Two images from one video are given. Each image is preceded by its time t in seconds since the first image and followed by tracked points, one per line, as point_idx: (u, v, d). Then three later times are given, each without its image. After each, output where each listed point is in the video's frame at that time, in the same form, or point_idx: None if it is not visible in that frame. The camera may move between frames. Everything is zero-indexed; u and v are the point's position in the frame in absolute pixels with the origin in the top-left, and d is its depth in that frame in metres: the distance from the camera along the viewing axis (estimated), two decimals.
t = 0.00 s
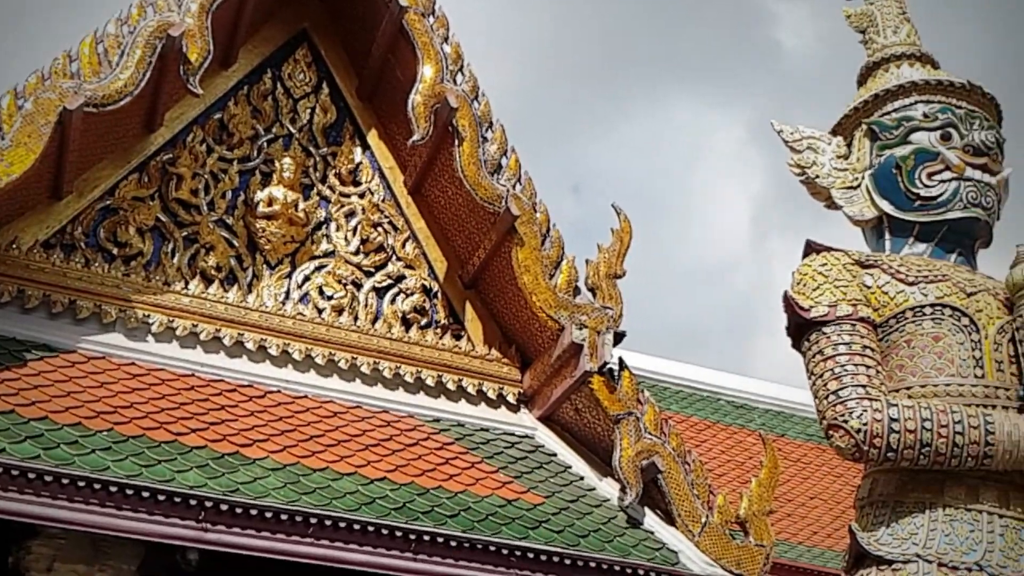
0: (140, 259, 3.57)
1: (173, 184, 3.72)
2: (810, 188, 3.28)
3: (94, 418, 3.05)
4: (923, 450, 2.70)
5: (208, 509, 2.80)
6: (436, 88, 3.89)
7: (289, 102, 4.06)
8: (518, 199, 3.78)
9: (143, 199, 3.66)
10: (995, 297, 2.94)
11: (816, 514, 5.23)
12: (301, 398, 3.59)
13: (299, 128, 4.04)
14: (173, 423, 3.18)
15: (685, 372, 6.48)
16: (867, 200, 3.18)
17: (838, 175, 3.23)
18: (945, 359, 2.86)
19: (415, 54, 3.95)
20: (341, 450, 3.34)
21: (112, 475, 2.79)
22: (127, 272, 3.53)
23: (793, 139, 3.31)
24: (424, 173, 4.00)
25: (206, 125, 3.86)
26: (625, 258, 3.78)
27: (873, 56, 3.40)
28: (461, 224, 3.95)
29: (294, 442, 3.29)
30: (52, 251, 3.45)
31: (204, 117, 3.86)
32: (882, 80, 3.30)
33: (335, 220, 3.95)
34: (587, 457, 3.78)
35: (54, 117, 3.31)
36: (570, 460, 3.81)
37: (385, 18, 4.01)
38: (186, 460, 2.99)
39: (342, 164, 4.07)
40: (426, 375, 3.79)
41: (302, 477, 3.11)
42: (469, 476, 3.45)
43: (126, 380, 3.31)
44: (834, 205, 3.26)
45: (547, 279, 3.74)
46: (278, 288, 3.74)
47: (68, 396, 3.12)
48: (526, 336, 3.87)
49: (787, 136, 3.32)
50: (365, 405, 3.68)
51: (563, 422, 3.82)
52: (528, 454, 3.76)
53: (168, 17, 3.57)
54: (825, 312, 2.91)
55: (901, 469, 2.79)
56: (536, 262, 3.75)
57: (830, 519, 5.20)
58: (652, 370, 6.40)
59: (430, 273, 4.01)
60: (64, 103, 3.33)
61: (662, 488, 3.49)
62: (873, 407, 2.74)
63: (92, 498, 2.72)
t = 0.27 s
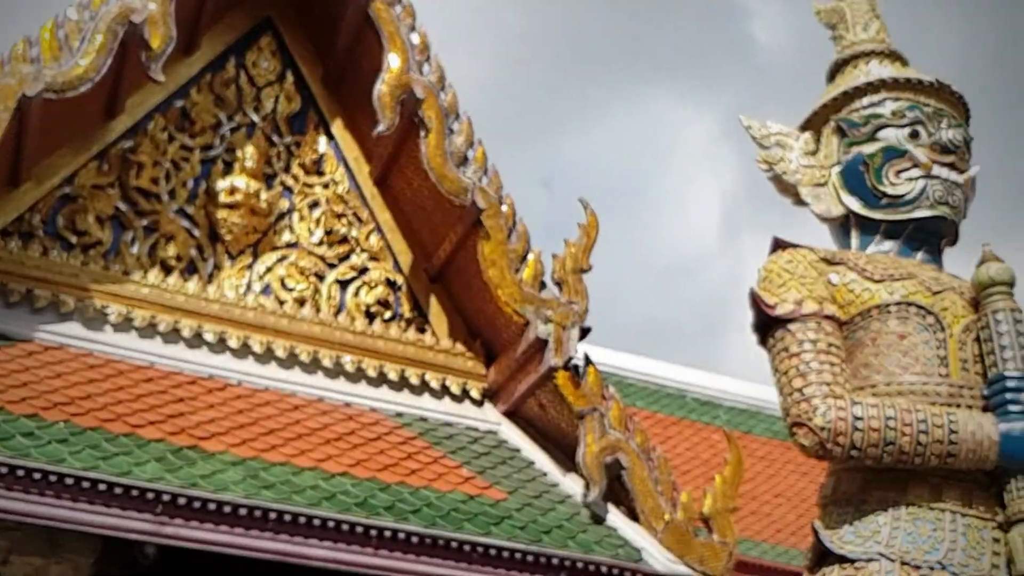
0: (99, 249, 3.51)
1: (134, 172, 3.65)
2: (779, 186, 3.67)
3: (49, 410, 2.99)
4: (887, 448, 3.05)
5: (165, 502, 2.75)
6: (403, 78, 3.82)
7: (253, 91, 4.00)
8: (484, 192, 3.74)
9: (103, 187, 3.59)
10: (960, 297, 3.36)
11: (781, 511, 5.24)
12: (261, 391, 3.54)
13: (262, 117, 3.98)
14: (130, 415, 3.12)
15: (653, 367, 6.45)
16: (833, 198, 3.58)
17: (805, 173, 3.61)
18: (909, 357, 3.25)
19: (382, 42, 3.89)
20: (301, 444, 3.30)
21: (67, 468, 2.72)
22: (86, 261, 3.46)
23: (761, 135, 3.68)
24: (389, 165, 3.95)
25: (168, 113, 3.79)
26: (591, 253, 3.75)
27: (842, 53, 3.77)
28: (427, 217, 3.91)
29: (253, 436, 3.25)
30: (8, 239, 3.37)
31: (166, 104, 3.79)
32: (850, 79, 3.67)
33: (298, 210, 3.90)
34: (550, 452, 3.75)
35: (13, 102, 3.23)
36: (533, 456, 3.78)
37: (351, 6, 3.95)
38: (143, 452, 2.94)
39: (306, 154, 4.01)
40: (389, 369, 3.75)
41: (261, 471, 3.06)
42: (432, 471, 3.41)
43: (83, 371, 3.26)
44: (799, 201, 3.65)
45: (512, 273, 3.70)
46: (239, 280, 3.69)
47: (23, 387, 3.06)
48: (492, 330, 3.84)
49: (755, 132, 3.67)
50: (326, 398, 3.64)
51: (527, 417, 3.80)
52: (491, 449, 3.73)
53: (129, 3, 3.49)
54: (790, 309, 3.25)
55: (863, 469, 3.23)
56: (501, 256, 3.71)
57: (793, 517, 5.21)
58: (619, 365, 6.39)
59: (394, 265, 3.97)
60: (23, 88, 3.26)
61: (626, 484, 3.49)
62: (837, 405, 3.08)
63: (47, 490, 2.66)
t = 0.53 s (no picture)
0: (75, 239, 3.53)
1: (110, 164, 3.68)
2: (748, 181, 3.78)
3: (25, 398, 3.02)
4: (850, 439, 3.12)
5: (140, 490, 2.78)
6: (377, 73, 3.88)
7: (229, 83, 4.03)
8: (458, 185, 3.80)
9: (79, 178, 3.61)
10: (923, 291, 3.45)
11: (748, 501, 5.32)
12: (236, 380, 3.58)
13: (237, 110, 4.01)
14: (106, 404, 3.15)
15: (624, 360, 6.52)
16: (800, 193, 3.67)
17: (774, 168, 3.72)
18: (872, 349, 3.33)
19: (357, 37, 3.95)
20: (276, 433, 3.34)
21: (43, 455, 2.76)
22: (62, 252, 3.49)
23: (731, 131, 3.80)
24: (364, 158, 4.00)
25: (144, 105, 3.82)
26: (563, 246, 3.81)
27: (811, 50, 3.86)
28: (401, 209, 3.96)
29: (227, 425, 3.29)
30: None
31: (142, 96, 3.82)
32: (819, 76, 3.75)
33: (273, 202, 3.93)
34: (521, 442, 3.80)
35: None
36: (505, 446, 3.84)
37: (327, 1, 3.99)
38: (118, 441, 2.97)
39: (281, 146, 4.05)
40: (363, 360, 3.80)
41: (235, 460, 3.10)
42: (404, 461, 3.46)
43: (59, 360, 3.29)
44: (767, 196, 3.74)
45: (485, 266, 3.75)
46: (214, 270, 3.73)
47: None
48: (464, 322, 3.89)
49: (725, 128, 3.79)
50: (301, 388, 3.68)
51: (498, 408, 3.85)
52: (463, 439, 3.78)
53: None
54: (756, 302, 3.33)
55: (826, 460, 3.31)
56: (474, 249, 3.77)
57: (761, 507, 5.29)
58: (589, 357, 6.45)
59: (369, 257, 4.01)
60: None
61: (595, 474, 3.55)
62: (801, 396, 3.15)
63: (23, 479, 2.69)
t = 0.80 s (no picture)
0: (51, 227, 3.50)
1: (86, 151, 3.65)
2: (728, 172, 3.78)
3: None
4: (828, 431, 3.13)
5: (114, 480, 2.76)
6: (357, 61, 3.86)
7: (207, 70, 3.99)
8: (438, 175, 3.78)
9: (55, 165, 3.57)
10: (901, 284, 3.45)
11: (727, 493, 5.34)
12: (213, 370, 3.56)
13: (216, 97, 3.98)
14: (81, 393, 3.13)
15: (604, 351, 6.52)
16: (780, 185, 3.67)
17: (754, 159, 3.72)
18: (850, 342, 3.33)
19: (337, 25, 3.91)
20: (253, 423, 3.32)
21: (17, 445, 2.73)
22: (37, 239, 3.45)
23: (712, 123, 3.80)
24: (343, 147, 3.97)
25: (121, 92, 3.79)
26: (543, 237, 3.80)
27: (792, 42, 3.88)
28: (380, 199, 3.94)
29: (204, 415, 3.26)
30: None
31: (119, 83, 3.79)
32: (801, 68, 3.76)
33: (251, 191, 3.90)
34: (500, 433, 3.80)
35: None
36: (484, 437, 3.83)
37: None
38: (93, 430, 2.95)
39: (260, 134, 4.02)
40: (341, 350, 3.78)
41: (211, 450, 3.08)
42: (382, 451, 3.45)
43: (34, 349, 3.25)
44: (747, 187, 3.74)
45: (465, 257, 3.74)
46: (191, 259, 3.70)
47: None
48: (443, 313, 3.88)
49: (707, 119, 3.79)
50: (278, 378, 3.67)
51: (477, 398, 3.84)
52: (442, 429, 3.77)
53: None
54: (734, 295, 3.32)
55: (804, 452, 3.32)
56: (454, 240, 3.75)
57: (739, 498, 5.31)
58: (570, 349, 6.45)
59: (348, 247, 3.99)
60: None
61: (573, 465, 3.54)
62: (779, 388, 3.15)
63: None
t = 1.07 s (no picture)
0: (30, 218, 3.48)
1: (66, 142, 3.62)
2: (710, 168, 3.80)
3: None
4: (807, 427, 3.14)
5: (93, 473, 2.75)
6: (339, 53, 3.84)
7: (188, 62, 3.98)
8: (420, 169, 3.77)
9: (34, 156, 3.55)
10: (880, 281, 3.47)
11: (707, 488, 5.36)
12: (193, 363, 3.55)
13: (197, 88, 3.96)
14: (60, 385, 3.11)
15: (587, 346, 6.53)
16: (761, 181, 3.69)
17: (735, 155, 3.74)
18: (829, 338, 3.36)
19: (319, 17, 3.90)
20: (233, 416, 3.31)
21: None
22: (16, 230, 3.43)
23: (694, 119, 3.81)
24: (325, 139, 3.97)
25: (102, 83, 3.77)
26: (525, 232, 3.80)
27: (774, 38, 3.90)
28: (362, 192, 3.94)
29: (184, 408, 3.25)
30: None
31: (100, 74, 3.77)
32: (782, 64, 3.77)
33: (232, 183, 3.89)
34: (480, 427, 3.80)
35: None
36: (465, 431, 3.84)
37: None
38: (72, 423, 2.93)
39: (241, 127, 4.01)
40: (322, 344, 3.77)
41: (191, 443, 3.07)
42: (363, 445, 3.44)
43: (12, 341, 3.23)
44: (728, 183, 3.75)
45: (446, 251, 3.73)
46: (172, 251, 3.69)
47: None
48: (425, 306, 3.87)
49: (688, 115, 3.81)
50: (258, 371, 3.66)
51: (458, 392, 3.85)
52: (423, 423, 3.77)
53: None
54: (715, 290, 3.33)
55: (782, 447, 3.34)
56: (436, 234, 3.75)
57: (719, 493, 5.33)
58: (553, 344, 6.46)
59: (329, 240, 3.99)
60: None
61: (554, 459, 3.54)
62: (759, 383, 3.16)
63: None
